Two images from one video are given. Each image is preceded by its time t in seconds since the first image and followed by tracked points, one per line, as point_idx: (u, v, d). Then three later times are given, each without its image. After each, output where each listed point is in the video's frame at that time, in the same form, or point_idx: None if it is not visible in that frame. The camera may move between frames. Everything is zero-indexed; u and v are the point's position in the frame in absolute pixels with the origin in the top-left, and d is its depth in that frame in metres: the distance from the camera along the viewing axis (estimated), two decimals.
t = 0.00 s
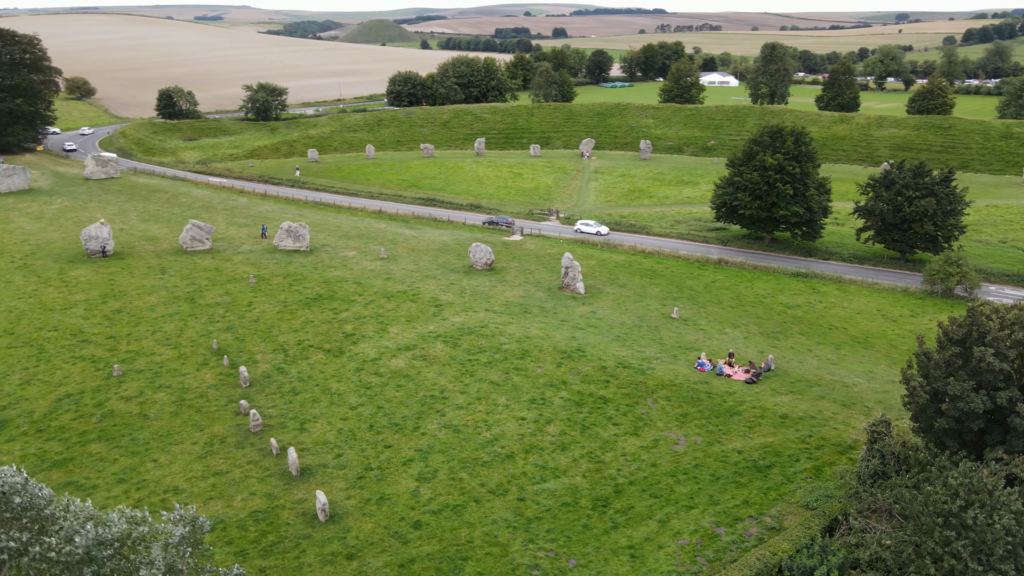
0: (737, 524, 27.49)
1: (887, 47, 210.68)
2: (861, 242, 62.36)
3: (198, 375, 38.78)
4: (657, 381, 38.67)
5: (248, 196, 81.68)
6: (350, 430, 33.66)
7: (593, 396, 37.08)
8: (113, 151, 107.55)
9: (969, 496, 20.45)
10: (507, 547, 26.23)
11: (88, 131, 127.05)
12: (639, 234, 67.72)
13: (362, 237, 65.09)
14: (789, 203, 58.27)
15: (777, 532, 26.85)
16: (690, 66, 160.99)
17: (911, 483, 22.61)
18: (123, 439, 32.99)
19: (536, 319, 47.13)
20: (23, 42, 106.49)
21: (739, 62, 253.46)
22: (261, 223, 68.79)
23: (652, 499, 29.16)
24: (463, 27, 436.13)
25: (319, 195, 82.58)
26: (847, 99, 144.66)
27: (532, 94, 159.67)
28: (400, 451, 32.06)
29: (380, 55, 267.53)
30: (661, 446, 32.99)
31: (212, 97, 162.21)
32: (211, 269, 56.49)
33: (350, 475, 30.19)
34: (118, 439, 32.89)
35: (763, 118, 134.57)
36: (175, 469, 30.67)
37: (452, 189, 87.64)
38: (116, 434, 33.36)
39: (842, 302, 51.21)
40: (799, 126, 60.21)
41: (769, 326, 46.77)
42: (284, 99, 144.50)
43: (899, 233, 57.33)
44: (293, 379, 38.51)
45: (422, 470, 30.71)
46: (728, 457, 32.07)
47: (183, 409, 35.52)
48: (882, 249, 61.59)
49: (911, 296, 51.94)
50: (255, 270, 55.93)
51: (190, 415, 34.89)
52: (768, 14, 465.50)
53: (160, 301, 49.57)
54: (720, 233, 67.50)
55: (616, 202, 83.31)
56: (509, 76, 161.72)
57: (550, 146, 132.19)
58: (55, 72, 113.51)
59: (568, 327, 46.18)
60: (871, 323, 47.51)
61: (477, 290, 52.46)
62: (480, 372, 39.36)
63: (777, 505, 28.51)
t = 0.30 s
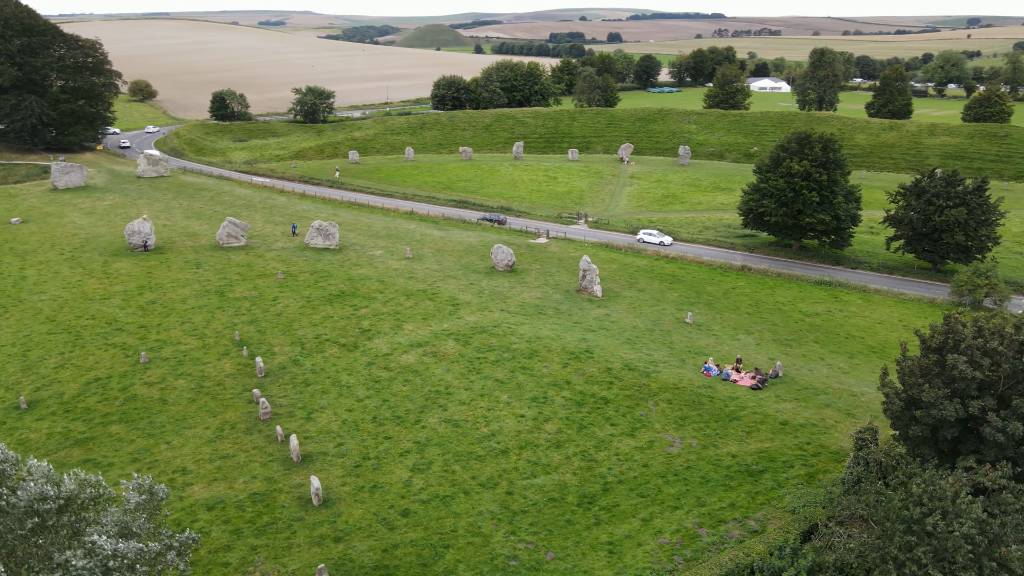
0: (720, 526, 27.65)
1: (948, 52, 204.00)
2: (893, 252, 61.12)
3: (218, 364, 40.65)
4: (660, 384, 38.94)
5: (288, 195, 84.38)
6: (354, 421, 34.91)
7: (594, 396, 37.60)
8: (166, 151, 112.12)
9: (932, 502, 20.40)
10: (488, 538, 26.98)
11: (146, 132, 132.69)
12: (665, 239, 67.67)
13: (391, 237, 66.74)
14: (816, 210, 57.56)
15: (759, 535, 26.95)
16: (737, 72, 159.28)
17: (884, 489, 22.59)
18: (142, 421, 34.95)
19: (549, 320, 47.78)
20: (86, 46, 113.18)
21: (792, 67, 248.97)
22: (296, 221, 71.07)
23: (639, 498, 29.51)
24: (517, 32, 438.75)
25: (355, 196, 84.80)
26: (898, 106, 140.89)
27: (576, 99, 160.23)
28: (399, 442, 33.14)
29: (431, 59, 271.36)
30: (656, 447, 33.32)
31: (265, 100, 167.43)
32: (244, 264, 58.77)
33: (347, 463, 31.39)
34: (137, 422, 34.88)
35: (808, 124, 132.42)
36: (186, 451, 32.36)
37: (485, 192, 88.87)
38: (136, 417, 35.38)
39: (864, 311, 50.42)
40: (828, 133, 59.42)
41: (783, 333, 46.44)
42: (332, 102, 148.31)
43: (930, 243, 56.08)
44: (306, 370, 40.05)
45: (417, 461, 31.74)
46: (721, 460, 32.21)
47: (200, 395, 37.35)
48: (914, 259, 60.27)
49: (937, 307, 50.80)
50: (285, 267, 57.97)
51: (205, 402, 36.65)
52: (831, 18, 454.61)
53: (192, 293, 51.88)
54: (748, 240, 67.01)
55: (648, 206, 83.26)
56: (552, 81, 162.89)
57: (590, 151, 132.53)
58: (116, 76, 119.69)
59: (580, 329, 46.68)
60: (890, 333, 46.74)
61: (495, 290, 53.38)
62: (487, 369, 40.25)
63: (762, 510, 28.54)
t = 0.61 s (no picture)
0: (705, 526, 27.84)
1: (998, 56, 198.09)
2: (916, 260, 60.14)
3: (233, 357, 42.12)
4: (663, 386, 39.15)
5: (318, 196, 86.41)
6: (357, 414, 35.92)
7: (595, 396, 38.02)
8: (205, 151, 115.46)
9: (900, 505, 20.48)
10: (475, 530, 27.63)
11: (188, 133, 136.75)
12: (685, 243, 67.53)
13: (413, 237, 67.98)
14: (836, 216, 56.95)
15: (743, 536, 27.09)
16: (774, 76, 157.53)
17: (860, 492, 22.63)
18: (157, 408, 36.51)
19: (559, 321, 48.29)
20: (131, 50, 117.49)
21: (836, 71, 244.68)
22: (322, 220, 72.83)
23: (628, 496, 29.86)
24: (561, 36, 439.37)
25: (383, 197, 86.44)
26: (940, 111, 137.64)
27: (610, 103, 160.30)
28: (398, 436, 34.02)
29: (469, 62, 273.81)
30: (651, 447, 33.59)
31: (304, 102, 171.11)
32: (268, 261, 60.56)
33: (347, 454, 32.39)
34: (153, 409, 36.44)
35: (845, 130, 130.36)
36: (196, 438, 33.74)
37: (510, 195, 89.66)
38: (152, 404, 36.96)
39: (881, 319, 49.75)
40: (850, 138, 58.79)
41: (794, 339, 46.16)
42: (368, 105, 150.97)
43: (953, 251, 55.13)
44: (317, 364, 41.25)
45: (414, 454, 32.57)
46: (714, 462, 32.35)
47: (214, 385, 38.81)
48: (938, 267, 59.22)
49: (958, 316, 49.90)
50: (307, 264, 59.58)
51: (218, 391, 38.11)
52: (882, 21, 444.14)
53: (216, 289, 53.69)
54: (769, 245, 66.55)
55: (672, 210, 83.12)
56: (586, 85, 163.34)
57: (621, 154, 132.54)
58: (160, 79, 123.93)
59: (589, 330, 47.10)
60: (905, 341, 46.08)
61: (509, 290, 54.09)
62: (492, 368, 40.96)
63: (750, 511, 28.65)
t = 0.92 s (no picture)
0: (689, 525, 28.13)
1: None
2: (943, 269, 58.97)
3: (251, 349, 43.78)
4: (665, 389, 39.39)
5: (350, 197, 88.47)
6: (362, 406, 37.06)
7: (596, 396, 38.50)
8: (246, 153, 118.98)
9: (863, 507, 20.67)
10: (461, 520, 28.43)
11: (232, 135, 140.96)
12: (708, 248, 67.34)
13: (437, 238, 69.27)
14: (858, 223, 56.21)
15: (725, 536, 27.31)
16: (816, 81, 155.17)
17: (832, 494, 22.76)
18: (175, 395, 38.26)
19: (571, 322, 48.82)
20: (180, 55, 122.22)
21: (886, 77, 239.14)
22: (351, 220, 74.66)
23: (616, 493, 30.31)
24: (608, 40, 438.48)
25: (413, 199, 88.09)
26: (989, 118, 133.74)
27: (647, 108, 159.91)
28: (399, 428, 35.03)
29: (511, 67, 275.64)
30: (646, 447, 33.97)
31: (346, 106, 174.72)
32: (295, 259, 62.46)
33: (347, 444, 33.51)
34: (171, 396, 38.21)
35: (887, 137, 127.67)
36: (207, 424, 35.31)
37: (538, 198, 90.38)
38: (170, 391, 38.74)
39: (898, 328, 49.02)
40: (874, 144, 58.06)
41: (804, 345, 45.86)
42: (406, 108, 153.54)
43: (979, 260, 53.98)
44: (329, 358, 42.61)
45: (412, 446, 33.53)
46: (707, 463, 32.55)
47: (229, 375, 40.45)
48: (965, 277, 57.97)
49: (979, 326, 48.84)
50: (331, 263, 61.26)
51: (233, 381, 39.71)
52: (943, 26, 430.89)
53: (242, 284, 55.65)
54: (793, 252, 65.94)
55: (699, 216, 82.81)
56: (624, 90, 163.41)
57: (656, 160, 132.18)
58: (206, 82, 128.69)
59: (599, 331, 47.53)
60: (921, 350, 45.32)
61: (525, 291, 54.84)
62: (498, 366, 41.74)
63: (736, 512, 28.83)
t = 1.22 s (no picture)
0: (672, 522, 28.49)
1: None
2: (971, 280, 57.70)
3: (270, 342, 45.62)
4: (666, 390, 39.72)
5: (384, 198, 90.60)
6: (368, 399, 38.39)
7: (597, 396, 39.09)
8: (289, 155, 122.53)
9: (822, 506, 20.98)
10: (448, 510, 29.37)
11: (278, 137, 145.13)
12: (731, 254, 67.02)
13: (463, 240, 70.63)
14: (882, 231, 55.40)
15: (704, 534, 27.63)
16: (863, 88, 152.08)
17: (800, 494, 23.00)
18: (194, 383, 40.28)
19: (582, 324, 49.43)
20: (229, 60, 126.92)
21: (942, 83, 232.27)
22: (381, 221, 76.61)
23: (603, 490, 30.88)
24: (659, 47, 436.07)
25: (443, 201, 89.75)
26: None
27: (688, 114, 159.08)
28: (400, 421, 36.19)
29: (557, 72, 276.53)
30: (640, 446, 34.45)
31: (390, 110, 178.14)
32: (323, 257, 64.50)
33: (349, 434, 34.82)
34: (190, 383, 40.22)
35: (933, 145, 124.38)
36: (220, 411, 37.10)
37: (568, 202, 91.03)
38: (190, 378, 40.78)
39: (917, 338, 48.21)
40: (900, 151, 57.19)
41: (815, 353, 45.58)
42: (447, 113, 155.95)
43: (1006, 271, 52.77)
44: (342, 352, 44.16)
45: (411, 438, 34.65)
46: (698, 464, 32.86)
47: (247, 366, 42.29)
48: (993, 288, 56.62)
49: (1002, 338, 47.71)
50: (357, 262, 63.10)
51: (249, 371, 41.53)
52: (1011, 31, 415.14)
53: (269, 280, 57.79)
54: (818, 259, 65.20)
55: (728, 222, 82.41)
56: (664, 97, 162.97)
57: (694, 166, 131.51)
58: (253, 87, 133.50)
59: (609, 333, 48.06)
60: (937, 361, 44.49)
61: (541, 293, 55.64)
62: (504, 364, 42.68)
63: (719, 512, 29.12)
